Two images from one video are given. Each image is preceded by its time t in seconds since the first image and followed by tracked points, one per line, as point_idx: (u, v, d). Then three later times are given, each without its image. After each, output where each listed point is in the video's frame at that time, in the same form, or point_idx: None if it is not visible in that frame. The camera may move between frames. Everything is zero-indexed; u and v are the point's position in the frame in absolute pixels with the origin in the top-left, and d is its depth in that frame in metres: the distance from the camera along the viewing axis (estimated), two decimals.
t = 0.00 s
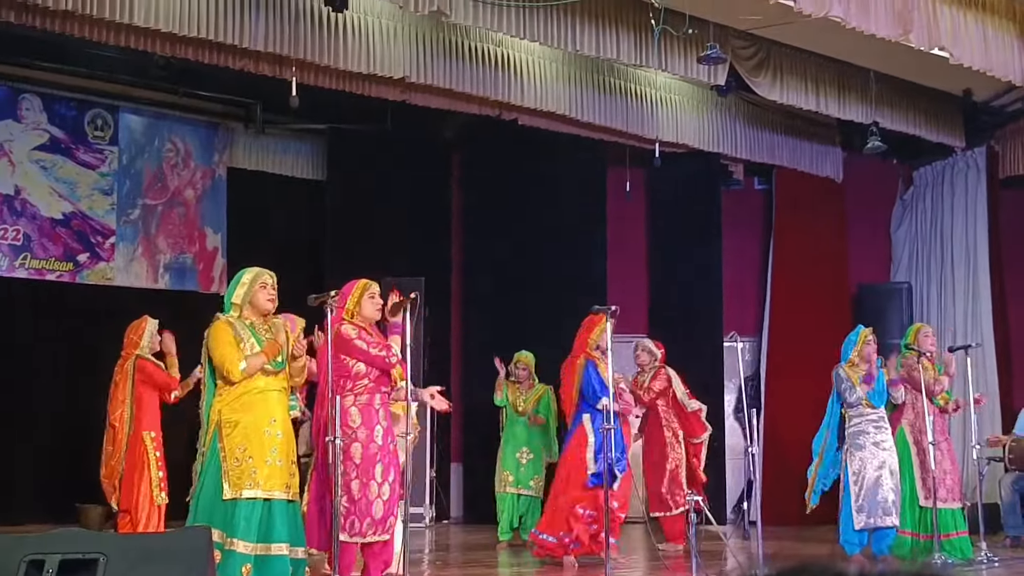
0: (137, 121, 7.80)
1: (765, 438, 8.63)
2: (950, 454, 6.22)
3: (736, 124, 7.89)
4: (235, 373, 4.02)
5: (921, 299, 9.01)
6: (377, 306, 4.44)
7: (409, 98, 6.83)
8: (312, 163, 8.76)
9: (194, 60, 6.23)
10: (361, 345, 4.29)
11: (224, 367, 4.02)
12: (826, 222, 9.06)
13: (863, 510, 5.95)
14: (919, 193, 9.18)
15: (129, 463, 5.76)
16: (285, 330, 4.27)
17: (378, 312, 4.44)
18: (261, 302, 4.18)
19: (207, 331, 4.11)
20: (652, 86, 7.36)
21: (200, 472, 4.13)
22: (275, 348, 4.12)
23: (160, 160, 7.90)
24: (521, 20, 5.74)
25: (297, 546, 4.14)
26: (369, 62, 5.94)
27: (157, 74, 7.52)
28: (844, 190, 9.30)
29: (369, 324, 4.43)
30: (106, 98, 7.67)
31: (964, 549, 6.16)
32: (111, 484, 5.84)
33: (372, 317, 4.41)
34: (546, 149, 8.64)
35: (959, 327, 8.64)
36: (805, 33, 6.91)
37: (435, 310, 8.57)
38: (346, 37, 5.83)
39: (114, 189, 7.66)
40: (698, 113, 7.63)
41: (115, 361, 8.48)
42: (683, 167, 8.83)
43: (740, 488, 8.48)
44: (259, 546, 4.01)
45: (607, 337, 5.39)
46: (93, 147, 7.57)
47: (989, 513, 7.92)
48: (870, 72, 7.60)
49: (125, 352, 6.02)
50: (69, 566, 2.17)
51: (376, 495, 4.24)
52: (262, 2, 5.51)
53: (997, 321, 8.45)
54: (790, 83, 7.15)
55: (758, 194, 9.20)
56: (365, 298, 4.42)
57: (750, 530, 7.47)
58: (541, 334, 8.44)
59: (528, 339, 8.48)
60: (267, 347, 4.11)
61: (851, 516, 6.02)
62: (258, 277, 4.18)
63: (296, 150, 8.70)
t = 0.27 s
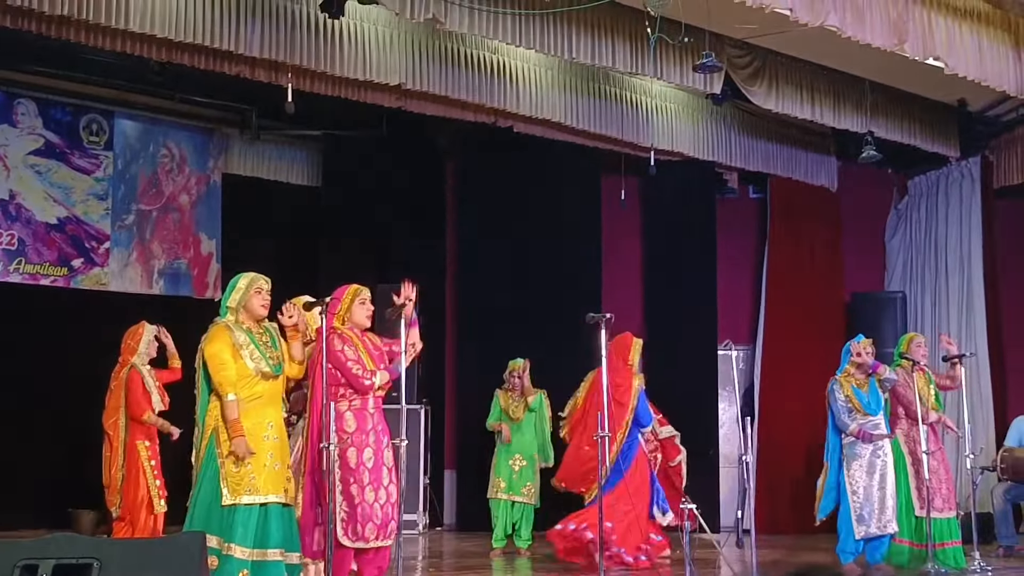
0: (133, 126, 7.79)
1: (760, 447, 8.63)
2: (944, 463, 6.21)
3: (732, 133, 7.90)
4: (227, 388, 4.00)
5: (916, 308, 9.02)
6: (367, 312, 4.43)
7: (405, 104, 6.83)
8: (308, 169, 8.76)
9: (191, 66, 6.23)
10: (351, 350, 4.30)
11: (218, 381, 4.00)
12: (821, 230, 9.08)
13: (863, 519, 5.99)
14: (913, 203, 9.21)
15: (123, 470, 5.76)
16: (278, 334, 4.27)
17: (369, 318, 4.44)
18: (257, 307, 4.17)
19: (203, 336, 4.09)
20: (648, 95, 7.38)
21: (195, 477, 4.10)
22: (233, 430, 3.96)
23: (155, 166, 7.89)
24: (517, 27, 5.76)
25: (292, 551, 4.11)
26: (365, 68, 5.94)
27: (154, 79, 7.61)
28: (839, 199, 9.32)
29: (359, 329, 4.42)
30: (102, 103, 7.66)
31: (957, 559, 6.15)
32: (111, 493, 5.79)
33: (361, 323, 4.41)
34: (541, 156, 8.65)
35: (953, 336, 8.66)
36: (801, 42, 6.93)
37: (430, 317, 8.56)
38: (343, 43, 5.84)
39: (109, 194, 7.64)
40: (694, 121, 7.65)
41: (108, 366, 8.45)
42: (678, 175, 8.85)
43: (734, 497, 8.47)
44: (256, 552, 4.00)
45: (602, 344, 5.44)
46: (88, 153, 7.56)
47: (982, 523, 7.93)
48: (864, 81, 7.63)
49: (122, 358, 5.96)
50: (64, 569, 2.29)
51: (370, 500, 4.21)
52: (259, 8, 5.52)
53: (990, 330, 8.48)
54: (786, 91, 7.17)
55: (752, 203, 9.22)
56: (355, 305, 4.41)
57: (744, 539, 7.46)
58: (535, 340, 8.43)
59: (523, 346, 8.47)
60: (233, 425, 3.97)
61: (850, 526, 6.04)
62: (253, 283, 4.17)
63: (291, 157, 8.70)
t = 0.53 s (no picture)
0: (131, 128, 7.79)
1: (758, 449, 8.63)
2: (941, 465, 6.20)
3: (730, 135, 7.91)
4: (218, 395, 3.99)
5: (914, 311, 9.03)
6: (364, 313, 4.41)
7: (404, 106, 6.83)
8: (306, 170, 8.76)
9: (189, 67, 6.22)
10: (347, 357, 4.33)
11: (213, 386, 4.00)
12: (820, 232, 9.08)
13: (861, 523, 5.97)
14: (911, 206, 9.21)
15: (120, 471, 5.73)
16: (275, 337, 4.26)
17: (366, 319, 4.42)
18: (252, 309, 4.15)
19: (202, 338, 4.09)
20: (646, 97, 7.38)
21: (195, 480, 4.09)
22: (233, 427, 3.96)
23: (154, 167, 7.89)
24: (517, 28, 5.76)
25: (291, 554, 4.09)
26: (364, 70, 5.93)
27: (152, 80, 7.70)
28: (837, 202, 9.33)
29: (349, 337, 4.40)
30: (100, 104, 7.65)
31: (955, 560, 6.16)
32: (110, 493, 5.78)
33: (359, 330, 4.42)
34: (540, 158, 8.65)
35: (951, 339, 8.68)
36: (799, 44, 6.94)
37: (427, 319, 8.56)
38: (342, 45, 5.83)
39: (107, 195, 7.63)
40: (692, 123, 7.65)
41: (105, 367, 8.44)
42: (676, 178, 8.85)
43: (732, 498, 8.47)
44: (258, 556, 3.99)
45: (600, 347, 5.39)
46: (86, 153, 7.55)
47: (980, 526, 7.92)
48: (863, 84, 7.63)
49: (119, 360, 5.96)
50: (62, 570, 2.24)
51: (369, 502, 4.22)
52: (258, 8, 5.51)
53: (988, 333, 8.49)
54: (785, 94, 7.17)
55: (751, 205, 9.21)
56: (352, 306, 4.40)
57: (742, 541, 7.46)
58: (533, 342, 8.43)
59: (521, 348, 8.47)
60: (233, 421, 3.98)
61: (846, 529, 6.02)
62: (251, 284, 4.15)
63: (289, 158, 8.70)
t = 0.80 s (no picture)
0: (130, 127, 7.79)
1: (757, 449, 8.62)
2: (939, 467, 6.19)
3: (730, 135, 7.91)
4: (224, 387, 3.98)
5: (913, 311, 9.03)
6: (364, 313, 4.42)
7: (403, 105, 6.83)
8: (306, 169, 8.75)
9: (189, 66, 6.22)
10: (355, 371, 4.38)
11: (214, 377, 3.99)
12: (819, 232, 9.09)
13: (861, 524, 5.95)
14: (911, 205, 9.21)
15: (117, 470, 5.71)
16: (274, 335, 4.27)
17: (366, 319, 4.43)
18: (254, 307, 4.16)
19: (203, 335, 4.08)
20: (646, 96, 7.38)
21: (192, 476, 4.08)
22: (268, 373, 4.05)
23: (153, 166, 7.88)
24: (516, 28, 5.75)
25: (289, 551, 4.08)
26: (363, 69, 5.93)
27: (151, 80, 7.64)
28: (837, 201, 9.32)
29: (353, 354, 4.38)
30: (98, 102, 7.65)
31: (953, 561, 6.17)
32: (105, 493, 5.76)
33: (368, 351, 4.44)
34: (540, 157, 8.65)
35: (951, 339, 8.69)
36: (799, 44, 6.93)
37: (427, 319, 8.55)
38: (341, 44, 5.83)
39: (106, 194, 7.63)
40: (692, 123, 7.65)
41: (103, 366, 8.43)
42: (676, 177, 8.84)
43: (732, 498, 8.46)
44: (257, 553, 3.99)
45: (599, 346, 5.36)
46: (85, 152, 7.54)
47: (979, 526, 7.91)
48: (863, 83, 7.62)
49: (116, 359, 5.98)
50: (59, 569, 2.19)
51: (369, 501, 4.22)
52: (257, 8, 5.51)
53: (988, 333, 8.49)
54: (784, 93, 7.17)
55: (750, 205, 9.20)
56: (352, 305, 4.41)
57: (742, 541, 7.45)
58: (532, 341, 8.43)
59: (520, 347, 8.46)
60: (263, 367, 4.07)
61: (848, 530, 6.01)
62: (252, 282, 4.15)
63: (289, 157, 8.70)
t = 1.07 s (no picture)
0: (130, 126, 7.79)
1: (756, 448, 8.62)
2: (939, 466, 6.19)
3: (730, 134, 7.91)
4: (238, 377, 3.99)
5: (913, 310, 9.03)
6: (365, 313, 4.39)
7: (402, 104, 6.82)
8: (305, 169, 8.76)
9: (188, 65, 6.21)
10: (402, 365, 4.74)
11: (221, 367, 3.97)
12: (819, 232, 9.10)
13: (868, 521, 5.97)
14: (910, 205, 9.21)
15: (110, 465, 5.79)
16: (276, 335, 4.27)
17: (367, 319, 4.40)
18: (253, 308, 4.16)
19: (203, 335, 4.06)
20: (645, 96, 7.38)
21: (190, 476, 4.07)
22: (263, 340, 4.10)
23: (152, 165, 7.88)
24: (516, 27, 5.75)
25: (288, 552, 4.09)
26: (362, 68, 5.92)
27: (151, 79, 7.60)
28: (836, 201, 9.32)
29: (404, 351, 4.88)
30: (98, 101, 7.64)
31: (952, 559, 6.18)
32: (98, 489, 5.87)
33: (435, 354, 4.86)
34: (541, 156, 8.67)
35: (950, 338, 8.69)
36: (799, 43, 6.93)
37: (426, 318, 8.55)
38: (340, 43, 5.83)
39: (106, 193, 7.63)
40: (692, 122, 7.65)
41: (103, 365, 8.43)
42: (676, 177, 8.84)
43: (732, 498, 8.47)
44: (255, 554, 3.99)
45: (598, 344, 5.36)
46: (85, 151, 7.54)
47: (979, 526, 7.91)
48: (862, 83, 7.63)
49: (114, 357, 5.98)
50: (59, 569, 2.19)
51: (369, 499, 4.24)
52: (256, 7, 5.51)
53: (987, 332, 8.49)
54: (784, 92, 7.17)
55: (750, 205, 9.19)
56: (352, 306, 4.38)
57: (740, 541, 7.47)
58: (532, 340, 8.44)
59: (520, 346, 8.47)
60: (256, 337, 4.11)
61: (853, 530, 6.03)
62: (252, 283, 4.15)
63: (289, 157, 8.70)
